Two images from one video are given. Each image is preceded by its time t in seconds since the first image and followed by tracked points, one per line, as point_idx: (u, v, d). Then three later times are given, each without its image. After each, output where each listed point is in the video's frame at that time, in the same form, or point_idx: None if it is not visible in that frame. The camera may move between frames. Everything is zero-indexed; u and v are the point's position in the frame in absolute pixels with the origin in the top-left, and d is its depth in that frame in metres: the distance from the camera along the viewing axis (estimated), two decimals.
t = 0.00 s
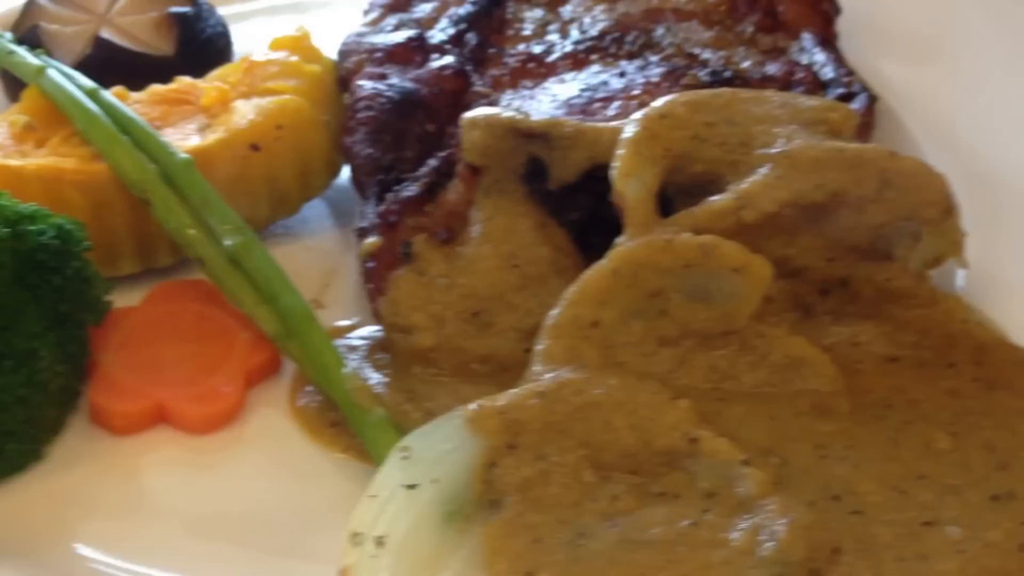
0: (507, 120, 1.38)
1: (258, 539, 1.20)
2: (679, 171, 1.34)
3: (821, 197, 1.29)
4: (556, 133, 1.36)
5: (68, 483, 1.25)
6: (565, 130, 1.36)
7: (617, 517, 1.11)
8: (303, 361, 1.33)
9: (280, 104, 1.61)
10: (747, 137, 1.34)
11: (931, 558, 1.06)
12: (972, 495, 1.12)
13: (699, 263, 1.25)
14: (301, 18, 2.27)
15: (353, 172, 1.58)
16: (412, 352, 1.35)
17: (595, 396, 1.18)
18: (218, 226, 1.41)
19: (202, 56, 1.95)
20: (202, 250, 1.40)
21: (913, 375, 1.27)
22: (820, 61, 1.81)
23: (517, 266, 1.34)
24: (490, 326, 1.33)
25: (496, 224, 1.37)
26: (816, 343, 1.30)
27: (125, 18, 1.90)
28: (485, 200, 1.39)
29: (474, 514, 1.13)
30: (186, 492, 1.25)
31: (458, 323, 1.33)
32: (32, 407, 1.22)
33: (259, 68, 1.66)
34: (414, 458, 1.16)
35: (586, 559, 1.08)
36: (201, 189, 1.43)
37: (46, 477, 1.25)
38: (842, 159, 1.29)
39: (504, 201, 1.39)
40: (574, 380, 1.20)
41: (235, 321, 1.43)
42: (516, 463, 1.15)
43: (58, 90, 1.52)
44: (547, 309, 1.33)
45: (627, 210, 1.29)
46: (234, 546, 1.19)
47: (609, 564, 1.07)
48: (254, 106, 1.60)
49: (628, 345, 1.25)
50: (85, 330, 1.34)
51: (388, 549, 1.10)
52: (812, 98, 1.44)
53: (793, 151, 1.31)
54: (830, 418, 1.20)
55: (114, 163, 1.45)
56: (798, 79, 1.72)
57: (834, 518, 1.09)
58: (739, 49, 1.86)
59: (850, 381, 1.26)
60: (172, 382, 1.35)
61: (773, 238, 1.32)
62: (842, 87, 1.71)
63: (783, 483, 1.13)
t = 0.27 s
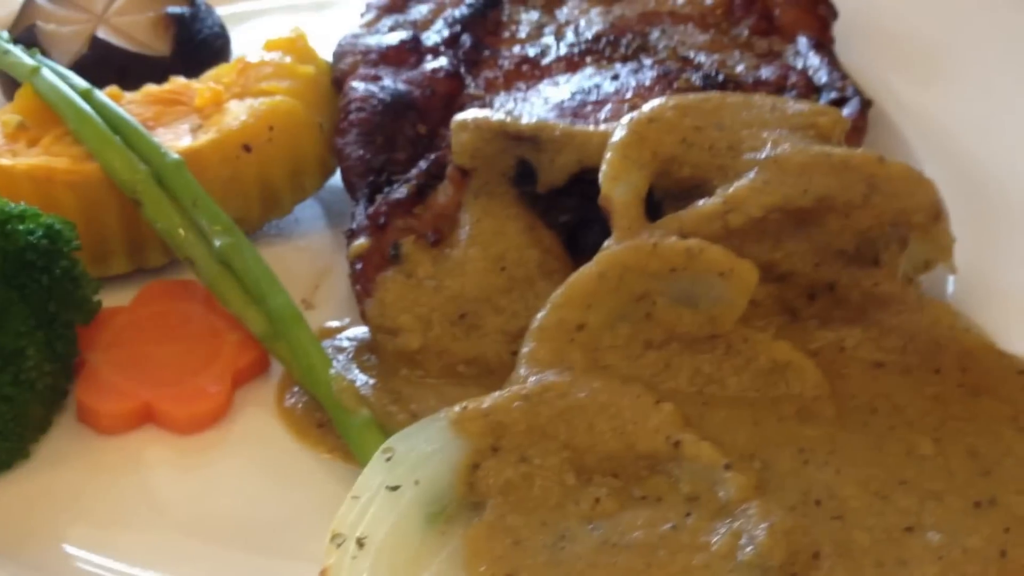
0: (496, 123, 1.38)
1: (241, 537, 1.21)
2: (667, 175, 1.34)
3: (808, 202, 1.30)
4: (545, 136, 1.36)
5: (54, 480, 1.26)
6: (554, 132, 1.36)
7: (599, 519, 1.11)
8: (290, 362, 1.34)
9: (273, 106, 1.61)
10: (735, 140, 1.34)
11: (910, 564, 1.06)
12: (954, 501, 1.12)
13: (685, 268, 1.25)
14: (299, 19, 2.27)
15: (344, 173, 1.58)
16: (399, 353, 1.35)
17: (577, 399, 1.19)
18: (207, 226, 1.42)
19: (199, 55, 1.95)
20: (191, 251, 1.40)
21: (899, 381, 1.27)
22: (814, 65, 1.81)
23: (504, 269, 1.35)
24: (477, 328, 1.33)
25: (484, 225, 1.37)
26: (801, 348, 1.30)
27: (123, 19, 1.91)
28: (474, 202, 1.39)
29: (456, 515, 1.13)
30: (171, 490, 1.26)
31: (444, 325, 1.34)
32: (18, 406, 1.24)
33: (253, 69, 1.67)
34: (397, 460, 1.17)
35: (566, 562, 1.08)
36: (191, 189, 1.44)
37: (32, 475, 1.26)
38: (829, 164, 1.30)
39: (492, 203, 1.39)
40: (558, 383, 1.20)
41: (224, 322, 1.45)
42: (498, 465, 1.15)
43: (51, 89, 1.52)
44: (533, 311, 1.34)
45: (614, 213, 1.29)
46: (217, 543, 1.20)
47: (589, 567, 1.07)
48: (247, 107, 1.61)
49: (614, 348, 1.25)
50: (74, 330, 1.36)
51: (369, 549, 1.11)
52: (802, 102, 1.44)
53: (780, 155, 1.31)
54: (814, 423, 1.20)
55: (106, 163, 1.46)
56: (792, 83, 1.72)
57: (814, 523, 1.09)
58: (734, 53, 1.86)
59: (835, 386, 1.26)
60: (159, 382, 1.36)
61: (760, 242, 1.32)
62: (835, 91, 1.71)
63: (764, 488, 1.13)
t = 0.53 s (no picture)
0: (489, 123, 1.38)
1: (231, 535, 1.22)
2: (659, 177, 1.35)
3: (798, 205, 1.30)
4: (538, 137, 1.37)
5: (45, 476, 1.27)
6: (546, 134, 1.37)
7: (587, 520, 1.11)
8: (283, 361, 1.34)
9: (269, 105, 1.62)
10: (727, 143, 1.35)
11: (895, 567, 1.06)
12: (942, 505, 1.12)
13: (675, 269, 1.26)
14: (298, 18, 2.28)
15: (338, 173, 1.58)
16: (391, 352, 1.36)
17: (566, 400, 1.19)
18: (201, 224, 1.42)
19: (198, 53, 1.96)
20: (185, 249, 1.41)
21: (888, 384, 1.27)
22: (810, 67, 1.80)
23: (496, 269, 1.35)
24: (468, 328, 1.34)
25: (476, 226, 1.37)
26: (791, 350, 1.30)
27: (122, 17, 1.91)
28: (466, 203, 1.39)
29: (444, 515, 1.13)
30: (161, 487, 1.27)
31: (435, 324, 1.34)
32: (11, 402, 1.24)
33: (249, 68, 1.67)
34: (386, 459, 1.17)
35: (553, 563, 1.07)
36: (186, 188, 1.44)
37: (24, 471, 1.27)
38: (821, 167, 1.30)
39: (485, 203, 1.39)
40: (547, 383, 1.20)
41: (217, 321, 1.46)
42: (487, 466, 1.15)
43: (47, 87, 1.53)
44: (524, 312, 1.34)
45: (604, 214, 1.30)
46: (206, 540, 1.21)
47: (575, 568, 1.07)
48: (242, 106, 1.62)
49: (605, 350, 1.25)
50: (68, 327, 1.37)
51: (356, 549, 1.11)
52: (794, 105, 1.45)
53: (771, 158, 1.31)
54: (803, 426, 1.21)
55: (101, 161, 1.46)
56: (787, 86, 1.72)
57: (801, 526, 1.09)
58: (730, 55, 1.86)
59: (824, 389, 1.26)
60: (152, 380, 1.37)
61: (750, 244, 1.33)
62: (831, 94, 1.71)
63: (751, 490, 1.13)
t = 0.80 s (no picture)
0: (485, 125, 1.39)
1: (222, 532, 1.22)
2: (653, 180, 1.35)
3: (792, 209, 1.31)
4: (533, 139, 1.37)
5: (39, 472, 1.27)
6: (542, 136, 1.38)
7: (576, 522, 1.12)
8: (277, 359, 1.35)
9: (267, 104, 1.62)
10: (722, 147, 1.35)
11: (883, 572, 1.06)
12: (931, 511, 1.12)
13: (668, 272, 1.26)
14: (300, 17, 2.28)
15: (335, 173, 1.59)
16: (384, 352, 1.36)
17: (557, 401, 1.20)
18: (197, 223, 1.43)
19: (199, 53, 1.96)
20: (182, 247, 1.42)
21: (880, 389, 1.27)
22: (809, 71, 1.80)
23: (490, 271, 1.36)
24: (462, 329, 1.34)
25: (470, 227, 1.38)
26: (783, 355, 1.31)
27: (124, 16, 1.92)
28: (461, 204, 1.40)
29: (434, 515, 1.14)
30: (154, 483, 1.27)
31: (428, 325, 1.35)
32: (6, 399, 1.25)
33: (248, 68, 1.68)
34: (376, 459, 1.18)
35: (541, 564, 1.07)
36: (183, 187, 1.45)
37: (18, 466, 1.28)
38: (814, 172, 1.31)
39: (480, 204, 1.40)
40: (538, 385, 1.21)
41: (213, 319, 1.46)
42: (477, 466, 1.16)
43: (47, 85, 1.54)
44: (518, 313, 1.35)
45: (598, 217, 1.30)
46: (198, 537, 1.21)
47: (563, 569, 1.07)
48: (241, 105, 1.63)
49: (597, 352, 1.26)
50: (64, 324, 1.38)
51: (345, 548, 1.12)
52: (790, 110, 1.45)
53: (765, 163, 1.32)
54: (794, 430, 1.21)
55: (99, 159, 1.47)
56: (785, 90, 1.73)
57: (790, 531, 1.09)
58: (729, 58, 1.86)
59: (816, 393, 1.26)
60: (147, 377, 1.38)
61: (744, 248, 1.34)
62: (828, 98, 1.72)
63: (740, 494, 1.13)
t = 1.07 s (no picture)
0: (480, 128, 1.39)
1: (213, 530, 1.23)
2: (647, 185, 1.35)
3: (785, 215, 1.31)
4: (528, 143, 1.38)
5: (32, 469, 1.28)
6: (537, 139, 1.38)
7: (564, 525, 1.12)
8: (272, 359, 1.35)
9: (265, 105, 1.63)
10: (716, 152, 1.36)
11: None
12: (919, 519, 1.12)
13: (660, 277, 1.27)
14: (301, 16, 2.29)
15: (332, 173, 1.60)
16: (377, 353, 1.37)
17: (548, 404, 1.20)
18: (194, 222, 1.44)
19: (200, 53, 1.97)
20: (178, 246, 1.42)
21: (871, 396, 1.27)
22: (807, 77, 1.80)
23: (484, 273, 1.36)
24: (455, 331, 1.35)
25: (465, 229, 1.38)
26: (774, 360, 1.31)
27: (125, 15, 1.93)
28: (456, 206, 1.40)
29: (423, 517, 1.14)
30: (147, 481, 1.28)
31: (421, 326, 1.35)
32: None
33: (248, 68, 1.69)
34: (367, 459, 1.18)
35: (528, 567, 1.08)
36: (180, 186, 1.46)
37: (12, 462, 1.29)
38: (808, 178, 1.32)
39: (474, 207, 1.40)
40: (529, 388, 1.21)
41: (208, 318, 1.47)
42: (467, 468, 1.16)
43: (47, 84, 1.55)
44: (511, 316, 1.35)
45: (591, 221, 1.31)
46: (190, 534, 1.22)
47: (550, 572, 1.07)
48: (240, 106, 1.63)
49: (590, 356, 1.26)
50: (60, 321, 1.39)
51: (333, 547, 1.12)
52: (785, 116, 1.45)
53: (759, 168, 1.32)
54: (784, 436, 1.21)
55: (97, 157, 1.48)
56: (782, 95, 1.73)
57: (777, 537, 1.09)
58: (728, 63, 1.86)
59: (806, 399, 1.26)
60: (142, 375, 1.38)
61: (736, 253, 1.34)
62: (826, 104, 1.72)
63: (729, 499, 1.13)
